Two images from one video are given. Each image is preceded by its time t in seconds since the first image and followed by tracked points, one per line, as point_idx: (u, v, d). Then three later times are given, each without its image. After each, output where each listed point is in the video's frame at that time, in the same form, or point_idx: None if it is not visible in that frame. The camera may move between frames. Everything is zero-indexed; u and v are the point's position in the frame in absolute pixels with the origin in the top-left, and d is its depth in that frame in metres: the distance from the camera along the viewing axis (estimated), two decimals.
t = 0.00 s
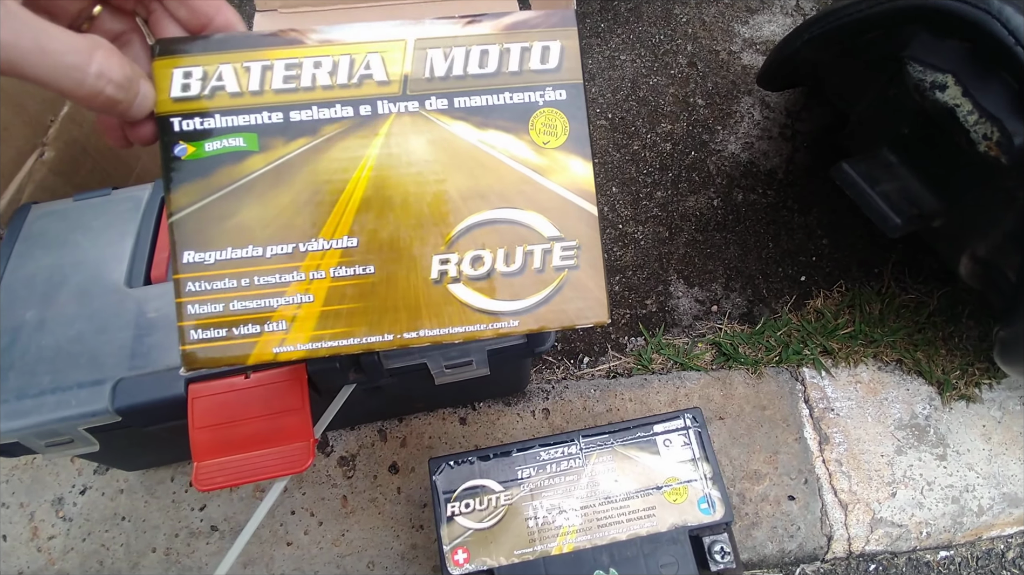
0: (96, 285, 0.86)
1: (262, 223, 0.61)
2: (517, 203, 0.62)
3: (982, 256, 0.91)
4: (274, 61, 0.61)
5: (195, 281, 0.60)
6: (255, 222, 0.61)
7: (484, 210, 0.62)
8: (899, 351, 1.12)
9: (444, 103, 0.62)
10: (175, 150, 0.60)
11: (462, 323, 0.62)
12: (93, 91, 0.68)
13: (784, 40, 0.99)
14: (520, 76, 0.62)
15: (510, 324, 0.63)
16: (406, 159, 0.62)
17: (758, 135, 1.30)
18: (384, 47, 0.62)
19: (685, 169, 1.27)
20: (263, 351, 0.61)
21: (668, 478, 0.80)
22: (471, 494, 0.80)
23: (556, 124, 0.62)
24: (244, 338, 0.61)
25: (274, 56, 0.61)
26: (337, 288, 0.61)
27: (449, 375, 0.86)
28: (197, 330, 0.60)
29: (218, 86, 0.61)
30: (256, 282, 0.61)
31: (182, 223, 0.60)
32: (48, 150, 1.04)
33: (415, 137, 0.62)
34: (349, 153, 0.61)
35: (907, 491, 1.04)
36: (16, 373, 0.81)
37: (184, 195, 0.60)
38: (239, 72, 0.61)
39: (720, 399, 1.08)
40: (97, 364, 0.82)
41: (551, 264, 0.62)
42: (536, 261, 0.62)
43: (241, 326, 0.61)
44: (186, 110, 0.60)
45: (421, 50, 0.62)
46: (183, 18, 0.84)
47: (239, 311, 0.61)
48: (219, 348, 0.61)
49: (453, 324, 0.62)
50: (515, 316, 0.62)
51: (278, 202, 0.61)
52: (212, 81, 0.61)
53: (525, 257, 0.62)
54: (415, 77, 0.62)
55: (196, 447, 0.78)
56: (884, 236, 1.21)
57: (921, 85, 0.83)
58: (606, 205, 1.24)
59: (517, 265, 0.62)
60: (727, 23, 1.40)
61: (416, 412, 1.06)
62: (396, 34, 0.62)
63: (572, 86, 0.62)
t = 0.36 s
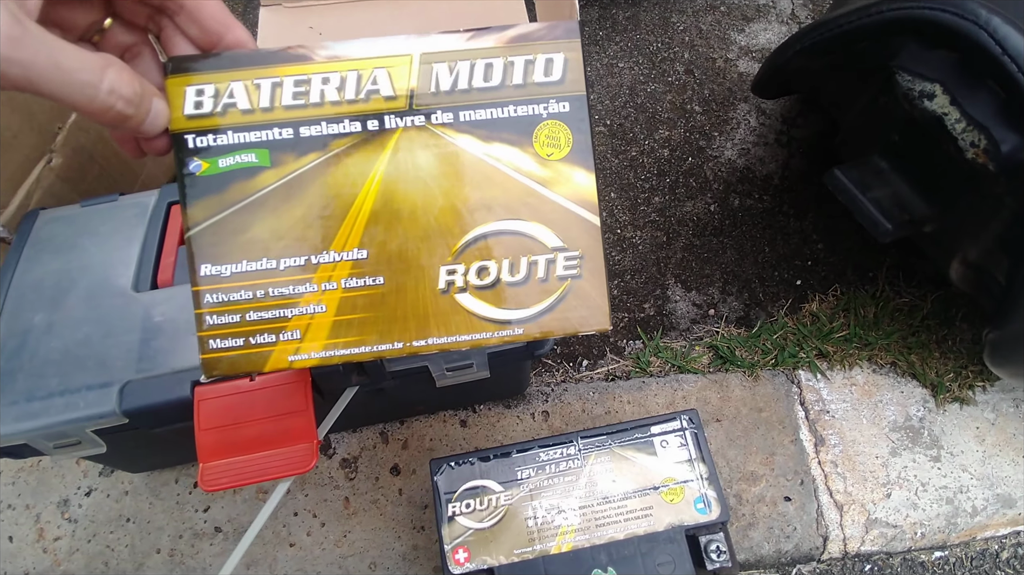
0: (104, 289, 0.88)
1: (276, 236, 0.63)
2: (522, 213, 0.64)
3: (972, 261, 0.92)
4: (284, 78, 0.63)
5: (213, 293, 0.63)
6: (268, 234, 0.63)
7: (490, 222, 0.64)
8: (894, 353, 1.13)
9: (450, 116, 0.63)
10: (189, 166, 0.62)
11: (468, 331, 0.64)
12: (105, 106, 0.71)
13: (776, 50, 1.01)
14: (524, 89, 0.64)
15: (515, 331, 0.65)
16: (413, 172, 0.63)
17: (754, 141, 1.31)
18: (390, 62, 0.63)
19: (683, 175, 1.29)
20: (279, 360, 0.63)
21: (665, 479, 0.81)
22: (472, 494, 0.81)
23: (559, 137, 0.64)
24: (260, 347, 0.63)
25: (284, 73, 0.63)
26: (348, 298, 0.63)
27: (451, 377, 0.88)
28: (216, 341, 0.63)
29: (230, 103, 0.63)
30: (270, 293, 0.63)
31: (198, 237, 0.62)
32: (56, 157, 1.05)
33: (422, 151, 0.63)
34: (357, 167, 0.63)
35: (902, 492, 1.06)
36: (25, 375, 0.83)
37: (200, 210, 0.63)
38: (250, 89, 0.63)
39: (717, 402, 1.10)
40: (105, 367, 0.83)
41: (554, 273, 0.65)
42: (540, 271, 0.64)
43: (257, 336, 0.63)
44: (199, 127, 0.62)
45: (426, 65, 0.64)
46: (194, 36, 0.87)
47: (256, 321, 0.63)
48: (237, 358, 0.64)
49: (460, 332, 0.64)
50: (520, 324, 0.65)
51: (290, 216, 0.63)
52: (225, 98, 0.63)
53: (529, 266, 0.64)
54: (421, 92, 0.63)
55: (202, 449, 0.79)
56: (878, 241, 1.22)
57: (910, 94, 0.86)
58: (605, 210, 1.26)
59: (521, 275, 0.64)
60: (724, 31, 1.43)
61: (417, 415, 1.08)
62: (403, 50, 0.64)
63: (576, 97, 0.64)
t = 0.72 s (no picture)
0: (104, 287, 0.88)
1: (282, 230, 0.62)
2: (529, 201, 0.64)
3: (974, 264, 0.92)
4: (288, 73, 0.63)
5: (218, 290, 0.61)
6: (275, 227, 0.62)
7: (496, 211, 0.63)
8: (894, 356, 1.13)
9: (454, 108, 0.63)
10: (192, 161, 0.62)
11: (480, 320, 0.63)
12: (92, 125, 0.75)
13: (778, 52, 1.01)
14: (526, 79, 0.64)
15: (526, 319, 0.64)
16: (419, 162, 0.63)
17: (755, 143, 1.31)
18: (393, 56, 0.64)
19: (683, 176, 1.29)
20: (288, 357, 0.62)
21: (666, 481, 0.81)
22: (471, 495, 0.81)
23: (562, 125, 0.64)
24: (268, 344, 0.62)
25: (288, 67, 0.63)
26: (357, 291, 0.62)
27: (452, 377, 0.87)
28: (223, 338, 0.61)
29: (234, 97, 0.62)
30: (278, 288, 0.62)
31: (203, 233, 0.61)
32: (57, 155, 1.05)
33: (428, 141, 0.63)
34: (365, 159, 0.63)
35: (902, 495, 1.06)
36: (24, 373, 0.82)
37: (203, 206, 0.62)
38: (254, 85, 0.63)
39: (718, 404, 1.10)
40: (105, 365, 0.83)
41: (563, 259, 0.64)
42: (549, 258, 0.64)
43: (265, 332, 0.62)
44: (205, 122, 0.62)
45: (430, 58, 0.64)
46: (197, 33, 0.86)
47: (263, 317, 0.62)
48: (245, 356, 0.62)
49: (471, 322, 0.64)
50: (531, 311, 0.64)
51: (296, 209, 0.62)
52: (227, 93, 0.62)
53: (538, 253, 0.64)
54: (425, 84, 0.63)
55: (201, 448, 0.79)
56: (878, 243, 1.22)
57: (914, 96, 0.85)
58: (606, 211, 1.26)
59: (530, 263, 0.64)
60: (726, 33, 1.43)
61: (417, 415, 1.07)
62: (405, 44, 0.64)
63: (577, 87, 0.65)
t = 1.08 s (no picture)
0: (102, 288, 0.88)
1: (367, 214, 0.60)
2: (597, 168, 0.66)
3: (974, 264, 0.92)
4: (349, 53, 0.61)
5: (308, 291, 0.58)
6: (356, 213, 0.60)
7: (568, 179, 0.65)
8: (894, 357, 1.13)
9: (515, 83, 0.65)
10: (256, 149, 0.59)
11: (575, 288, 0.64)
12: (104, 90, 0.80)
13: (777, 51, 1.00)
14: (572, 55, 0.67)
15: (615, 282, 0.66)
16: (490, 138, 0.64)
17: (755, 143, 1.31)
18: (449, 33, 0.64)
19: (682, 176, 1.28)
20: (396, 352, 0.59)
21: (664, 482, 0.81)
22: (469, 496, 0.81)
23: (611, 98, 0.67)
24: (373, 340, 0.59)
25: (349, 47, 0.61)
26: (456, 274, 0.61)
27: (449, 378, 0.87)
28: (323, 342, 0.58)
29: (292, 79, 0.60)
30: (374, 280, 0.60)
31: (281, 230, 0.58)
32: (55, 155, 1.05)
33: (496, 117, 0.64)
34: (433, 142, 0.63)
35: (901, 496, 1.05)
36: (21, 374, 0.82)
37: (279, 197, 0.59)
38: (313, 65, 0.60)
39: (717, 404, 1.10)
40: (102, 366, 0.83)
41: (635, 221, 0.67)
42: (623, 220, 0.66)
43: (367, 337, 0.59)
44: (263, 108, 0.59)
45: (485, 35, 0.65)
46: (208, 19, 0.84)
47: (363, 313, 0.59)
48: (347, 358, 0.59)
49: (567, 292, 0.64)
50: (617, 273, 0.66)
51: (380, 192, 0.61)
52: (286, 74, 0.60)
53: (614, 217, 0.66)
54: (484, 61, 0.64)
55: (199, 449, 0.79)
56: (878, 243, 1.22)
57: (912, 96, 0.85)
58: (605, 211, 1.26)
59: (608, 227, 0.66)
60: (725, 33, 1.42)
61: (416, 416, 1.07)
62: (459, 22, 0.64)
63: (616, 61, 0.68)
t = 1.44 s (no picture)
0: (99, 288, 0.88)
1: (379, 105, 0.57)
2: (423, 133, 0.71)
3: (966, 258, 0.91)
4: None
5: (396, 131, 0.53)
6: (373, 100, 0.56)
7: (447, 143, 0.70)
8: (890, 353, 1.12)
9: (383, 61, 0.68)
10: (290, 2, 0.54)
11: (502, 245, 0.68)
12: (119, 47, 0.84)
13: (767, 47, 1.00)
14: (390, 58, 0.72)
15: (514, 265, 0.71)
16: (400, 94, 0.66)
17: (749, 141, 1.31)
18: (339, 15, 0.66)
19: (677, 174, 1.29)
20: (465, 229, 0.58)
21: (656, 478, 0.81)
22: (461, 493, 0.81)
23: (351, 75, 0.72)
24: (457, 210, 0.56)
25: None
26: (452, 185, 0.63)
27: (441, 376, 0.88)
28: (331, 219, 0.52)
29: None
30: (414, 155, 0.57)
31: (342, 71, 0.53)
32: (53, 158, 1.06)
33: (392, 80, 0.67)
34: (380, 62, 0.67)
35: (900, 493, 1.05)
36: (19, 374, 0.83)
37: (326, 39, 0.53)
38: None
39: (712, 401, 1.10)
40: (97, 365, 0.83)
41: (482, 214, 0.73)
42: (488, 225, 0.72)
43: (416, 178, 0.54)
44: None
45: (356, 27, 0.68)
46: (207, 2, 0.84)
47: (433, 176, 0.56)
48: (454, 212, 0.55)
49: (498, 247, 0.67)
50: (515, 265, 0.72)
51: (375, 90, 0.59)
52: None
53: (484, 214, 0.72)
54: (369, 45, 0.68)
55: (191, 449, 0.80)
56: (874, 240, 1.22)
57: (900, 89, 0.86)
58: (600, 210, 1.26)
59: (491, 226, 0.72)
60: (719, 31, 1.42)
61: (411, 415, 1.07)
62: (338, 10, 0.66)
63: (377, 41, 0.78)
